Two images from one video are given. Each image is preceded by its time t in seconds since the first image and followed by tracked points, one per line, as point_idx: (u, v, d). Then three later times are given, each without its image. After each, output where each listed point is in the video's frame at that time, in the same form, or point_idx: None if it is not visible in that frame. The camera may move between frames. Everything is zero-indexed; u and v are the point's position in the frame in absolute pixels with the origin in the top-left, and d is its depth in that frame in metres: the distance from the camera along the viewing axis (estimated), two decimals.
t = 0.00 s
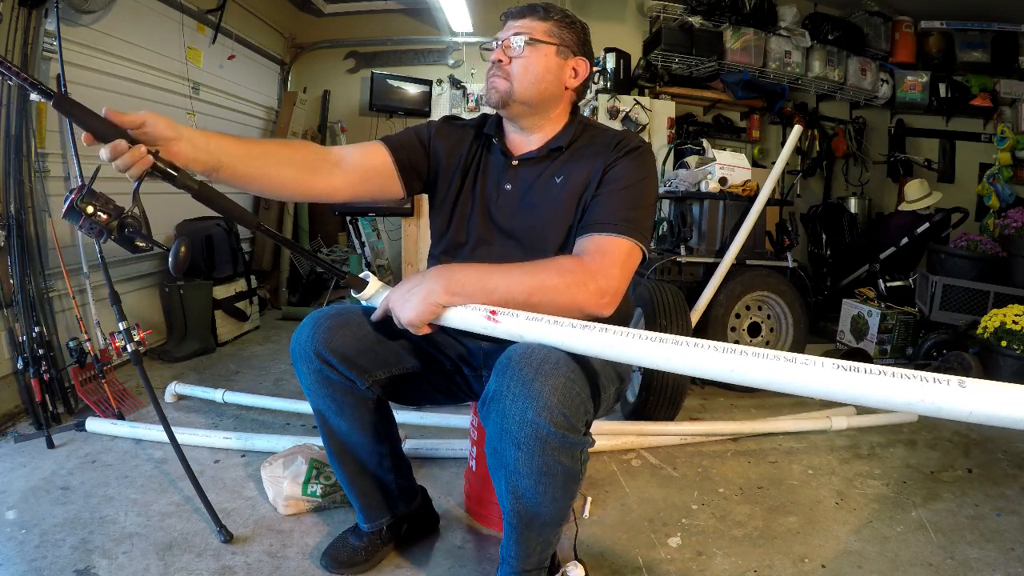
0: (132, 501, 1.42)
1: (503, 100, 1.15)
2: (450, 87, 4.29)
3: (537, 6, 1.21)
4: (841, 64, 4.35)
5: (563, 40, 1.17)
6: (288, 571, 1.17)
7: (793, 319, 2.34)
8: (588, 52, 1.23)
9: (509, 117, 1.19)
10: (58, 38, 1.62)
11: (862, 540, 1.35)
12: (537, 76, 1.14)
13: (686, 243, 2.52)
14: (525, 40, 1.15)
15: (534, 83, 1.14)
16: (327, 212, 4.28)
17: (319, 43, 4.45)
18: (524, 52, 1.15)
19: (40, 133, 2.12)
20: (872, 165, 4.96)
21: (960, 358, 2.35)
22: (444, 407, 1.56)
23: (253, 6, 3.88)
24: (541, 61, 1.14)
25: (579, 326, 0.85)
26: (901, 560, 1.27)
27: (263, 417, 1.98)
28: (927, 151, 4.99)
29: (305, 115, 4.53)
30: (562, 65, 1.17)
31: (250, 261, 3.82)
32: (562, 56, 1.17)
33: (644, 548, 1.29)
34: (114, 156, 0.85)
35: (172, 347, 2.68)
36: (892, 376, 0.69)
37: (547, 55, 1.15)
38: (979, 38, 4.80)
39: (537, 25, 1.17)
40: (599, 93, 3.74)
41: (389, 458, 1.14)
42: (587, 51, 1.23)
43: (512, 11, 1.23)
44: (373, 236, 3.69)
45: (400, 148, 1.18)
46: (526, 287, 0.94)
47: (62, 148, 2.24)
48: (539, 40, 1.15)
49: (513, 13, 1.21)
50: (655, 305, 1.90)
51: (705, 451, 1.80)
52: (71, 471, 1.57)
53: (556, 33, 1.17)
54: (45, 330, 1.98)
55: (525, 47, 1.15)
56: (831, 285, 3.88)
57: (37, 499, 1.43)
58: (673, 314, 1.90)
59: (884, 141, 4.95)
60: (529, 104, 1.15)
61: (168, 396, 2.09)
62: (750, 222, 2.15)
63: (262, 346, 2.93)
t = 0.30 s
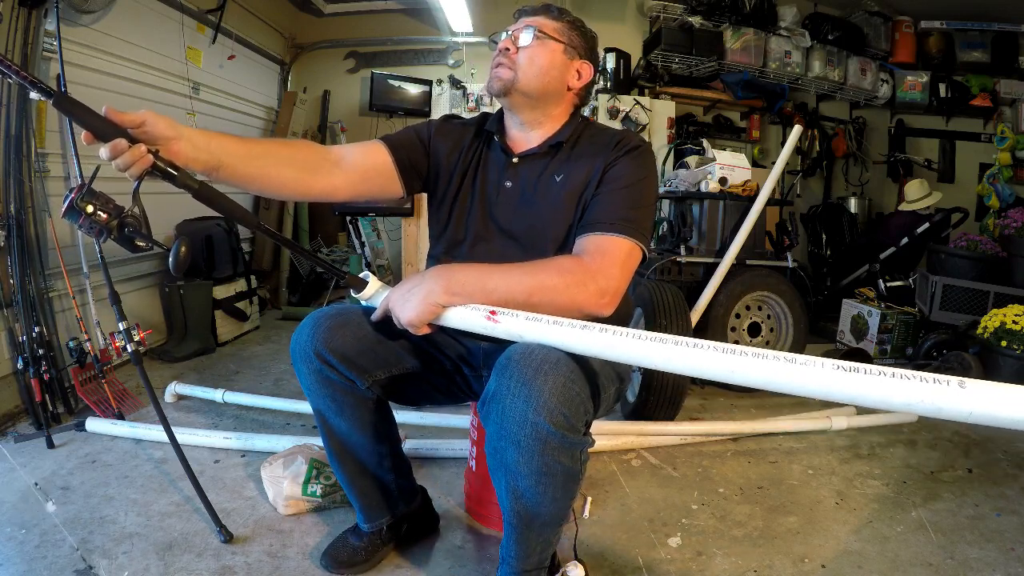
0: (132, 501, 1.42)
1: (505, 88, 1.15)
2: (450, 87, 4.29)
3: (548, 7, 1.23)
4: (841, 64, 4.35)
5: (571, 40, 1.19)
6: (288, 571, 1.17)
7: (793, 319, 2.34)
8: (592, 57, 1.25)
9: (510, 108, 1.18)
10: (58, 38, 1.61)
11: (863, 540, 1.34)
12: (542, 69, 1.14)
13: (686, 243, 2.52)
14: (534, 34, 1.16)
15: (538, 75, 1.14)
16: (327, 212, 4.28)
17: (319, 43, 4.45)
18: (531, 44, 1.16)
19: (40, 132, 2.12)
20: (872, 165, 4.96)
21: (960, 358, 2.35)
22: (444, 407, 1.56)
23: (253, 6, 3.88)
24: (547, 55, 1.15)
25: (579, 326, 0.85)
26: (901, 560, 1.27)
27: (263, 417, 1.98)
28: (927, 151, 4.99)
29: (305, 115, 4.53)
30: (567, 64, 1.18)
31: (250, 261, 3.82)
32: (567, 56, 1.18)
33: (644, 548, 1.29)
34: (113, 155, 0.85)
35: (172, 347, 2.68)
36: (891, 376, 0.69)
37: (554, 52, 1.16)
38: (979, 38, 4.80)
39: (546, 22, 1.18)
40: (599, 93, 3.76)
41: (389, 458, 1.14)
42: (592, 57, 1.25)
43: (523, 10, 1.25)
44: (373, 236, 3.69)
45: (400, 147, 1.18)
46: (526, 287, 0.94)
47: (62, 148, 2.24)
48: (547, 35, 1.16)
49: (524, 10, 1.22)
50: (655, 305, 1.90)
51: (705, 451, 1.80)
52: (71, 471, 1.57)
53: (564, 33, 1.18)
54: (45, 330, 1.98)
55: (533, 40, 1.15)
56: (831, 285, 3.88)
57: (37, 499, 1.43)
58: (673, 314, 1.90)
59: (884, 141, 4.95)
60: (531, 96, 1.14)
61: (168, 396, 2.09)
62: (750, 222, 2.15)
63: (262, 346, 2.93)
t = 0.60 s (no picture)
0: (132, 501, 1.42)
1: (509, 84, 1.15)
2: (450, 87, 4.29)
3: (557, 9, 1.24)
4: (841, 64, 4.35)
5: (578, 42, 1.19)
6: (288, 571, 1.17)
7: (793, 319, 2.34)
8: (598, 61, 1.25)
9: (513, 105, 1.18)
10: (58, 38, 1.61)
11: (863, 540, 1.35)
12: (547, 67, 1.14)
13: (686, 243, 2.52)
14: (540, 33, 1.16)
15: (543, 73, 1.14)
16: (327, 212, 4.28)
17: (319, 43, 4.45)
18: (537, 43, 1.16)
19: (40, 132, 2.12)
20: (872, 165, 4.96)
21: (960, 358, 2.35)
22: (444, 407, 1.56)
23: (253, 6, 3.88)
24: (552, 55, 1.15)
25: (578, 326, 0.85)
26: (901, 560, 1.27)
27: (263, 417, 1.98)
28: (927, 151, 4.99)
29: (305, 115, 4.53)
30: (572, 66, 1.18)
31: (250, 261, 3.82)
32: (573, 56, 1.18)
33: (644, 548, 1.29)
34: (114, 154, 0.85)
35: (172, 347, 2.68)
36: (891, 376, 0.69)
37: (559, 52, 1.16)
38: (979, 38, 4.80)
39: (554, 23, 1.18)
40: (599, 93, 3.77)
41: (389, 458, 1.14)
42: (598, 60, 1.25)
43: (532, 10, 1.25)
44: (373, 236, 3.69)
45: (401, 146, 1.18)
46: (526, 287, 0.94)
47: (62, 148, 2.24)
48: (554, 35, 1.16)
49: (534, 11, 1.23)
50: (656, 305, 1.90)
51: (705, 451, 1.80)
52: (71, 471, 1.57)
53: (571, 35, 1.19)
54: (46, 330, 1.98)
55: (540, 38, 1.16)
56: (831, 285, 3.88)
57: (37, 499, 1.43)
58: (673, 314, 1.90)
59: (884, 141, 4.95)
60: (534, 94, 1.14)
61: (168, 396, 2.09)
62: (750, 222, 2.15)
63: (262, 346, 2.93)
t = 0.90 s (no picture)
0: (132, 501, 1.42)
1: (509, 83, 1.15)
2: (450, 87, 4.29)
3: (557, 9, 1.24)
4: (841, 64, 4.35)
5: (578, 42, 1.19)
6: (288, 571, 1.17)
7: (793, 319, 2.34)
8: (598, 61, 1.25)
9: (513, 104, 1.18)
10: (58, 38, 1.61)
11: (863, 540, 1.35)
12: (548, 67, 1.14)
13: (686, 243, 2.52)
14: (541, 33, 1.16)
15: (543, 73, 1.14)
16: (327, 212, 4.28)
17: (319, 43, 4.45)
18: (538, 43, 1.16)
19: (40, 132, 2.12)
20: (872, 165, 4.96)
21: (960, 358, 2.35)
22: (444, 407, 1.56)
23: (253, 6, 3.88)
24: (553, 55, 1.15)
25: (578, 326, 0.85)
26: (901, 560, 1.27)
27: (263, 417, 1.98)
28: (927, 151, 4.99)
29: (305, 115, 4.53)
30: (573, 66, 1.18)
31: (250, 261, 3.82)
32: (574, 57, 1.18)
33: (644, 548, 1.29)
34: (114, 155, 0.85)
35: (172, 347, 2.68)
36: (891, 376, 0.69)
37: (560, 52, 1.16)
38: (979, 38, 4.80)
39: (555, 23, 1.18)
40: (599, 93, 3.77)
41: (389, 458, 1.14)
42: (598, 60, 1.25)
43: (533, 10, 1.25)
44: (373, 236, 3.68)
45: (401, 146, 1.18)
46: (526, 287, 0.94)
47: (62, 148, 2.24)
48: (555, 35, 1.16)
49: (534, 11, 1.23)
50: (656, 305, 1.90)
51: (705, 451, 1.80)
52: (71, 471, 1.57)
53: (572, 35, 1.19)
54: (46, 330, 1.98)
55: (541, 39, 1.16)
56: (831, 285, 3.87)
57: (37, 499, 1.43)
58: (673, 314, 1.90)
59: (884, 141, 4.95)
60: (534, 93, 1.14)
61: (168, 396, 2.09)
62: (750, 222, 2.15)
63: (262, 346, 2.94)
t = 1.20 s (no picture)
0: (133, 501, 1.42)
1: (509, 83, 1.15)
2: (450, 87, 4.29)
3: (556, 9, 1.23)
4: (840, 65, 4.35)
5: (577, 42, 1.19)
6: (289, 571, 1.17)
7: (792, 319, 2.35)
8: (597, 60, 1.24)
9: (513, 105, 1.18)
10: (58, 38, 1.61)
11: (862, 540, 1.35)
12: (547, 68, 1.14)
13: (686, 243, 2.52)
14: (540, 34, 1.16)
15: (543, 74, 1.14)
16: (327, 212, 4.28)
17: (319, 43, 4.45)
18: (537, 44, 1.16)
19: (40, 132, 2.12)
20: (872, 165, 4.96)
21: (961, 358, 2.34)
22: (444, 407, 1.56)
23: (254, 6, 3.88)
24: (552, 55, 1.15)
25: (576, 325, 0.85)
26: (901, 560, 1.27)
27: (264, 417, 1.99)
28: (927, 151, 4.99)
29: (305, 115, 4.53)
30: (572, 66, 1.18)
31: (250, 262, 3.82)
32: (573, 57, 1.18)
33: (644, 548, 1.29)
34: (113, 156, 0.85)
35: (172, 347, 2.68)
36: (892, 376, 0.69)
37: (559, 53, 1.16)
38: (979, 38, 4.80)
39: (554, 23, 1.18)
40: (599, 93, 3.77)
41: (389, 458, 1.14)
42: (597, 59, 1.24)
43: (531, 10, 1.24)
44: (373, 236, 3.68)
45: (400, 147, 1.18)
46: (526, 287, 0.94)
47: (62, 148, 2.24)
48: (554, 36, 1.16)
49: (533, 11, 1.23)
50: (656, 305, 1.90)
51: (705, 451, 1.80)
52: (71, 471, 1.57)
53: (571, 35, 1.18)
54: (46, 330, 1.98)
55: (540, 40, 1.16)
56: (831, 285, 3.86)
57: (37, 499, 1.43)
58: (673, 314, 1.90)
59: (884, 141, 4.95)
60: (534, 93, 1.14)
61: (168, 396, 2.09)
62: (750, 222, 2.16)
63: (263, 346, 2.94)
